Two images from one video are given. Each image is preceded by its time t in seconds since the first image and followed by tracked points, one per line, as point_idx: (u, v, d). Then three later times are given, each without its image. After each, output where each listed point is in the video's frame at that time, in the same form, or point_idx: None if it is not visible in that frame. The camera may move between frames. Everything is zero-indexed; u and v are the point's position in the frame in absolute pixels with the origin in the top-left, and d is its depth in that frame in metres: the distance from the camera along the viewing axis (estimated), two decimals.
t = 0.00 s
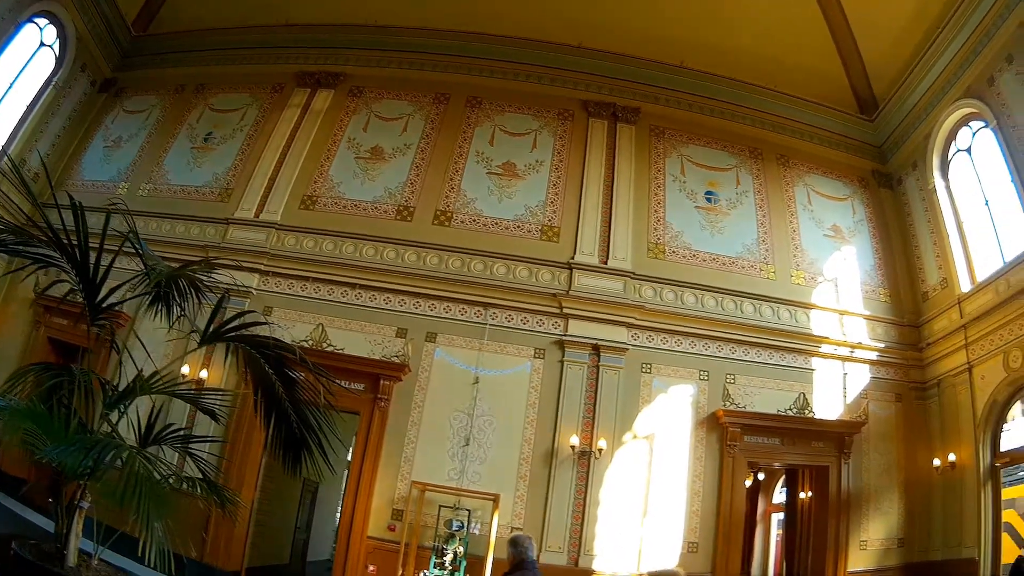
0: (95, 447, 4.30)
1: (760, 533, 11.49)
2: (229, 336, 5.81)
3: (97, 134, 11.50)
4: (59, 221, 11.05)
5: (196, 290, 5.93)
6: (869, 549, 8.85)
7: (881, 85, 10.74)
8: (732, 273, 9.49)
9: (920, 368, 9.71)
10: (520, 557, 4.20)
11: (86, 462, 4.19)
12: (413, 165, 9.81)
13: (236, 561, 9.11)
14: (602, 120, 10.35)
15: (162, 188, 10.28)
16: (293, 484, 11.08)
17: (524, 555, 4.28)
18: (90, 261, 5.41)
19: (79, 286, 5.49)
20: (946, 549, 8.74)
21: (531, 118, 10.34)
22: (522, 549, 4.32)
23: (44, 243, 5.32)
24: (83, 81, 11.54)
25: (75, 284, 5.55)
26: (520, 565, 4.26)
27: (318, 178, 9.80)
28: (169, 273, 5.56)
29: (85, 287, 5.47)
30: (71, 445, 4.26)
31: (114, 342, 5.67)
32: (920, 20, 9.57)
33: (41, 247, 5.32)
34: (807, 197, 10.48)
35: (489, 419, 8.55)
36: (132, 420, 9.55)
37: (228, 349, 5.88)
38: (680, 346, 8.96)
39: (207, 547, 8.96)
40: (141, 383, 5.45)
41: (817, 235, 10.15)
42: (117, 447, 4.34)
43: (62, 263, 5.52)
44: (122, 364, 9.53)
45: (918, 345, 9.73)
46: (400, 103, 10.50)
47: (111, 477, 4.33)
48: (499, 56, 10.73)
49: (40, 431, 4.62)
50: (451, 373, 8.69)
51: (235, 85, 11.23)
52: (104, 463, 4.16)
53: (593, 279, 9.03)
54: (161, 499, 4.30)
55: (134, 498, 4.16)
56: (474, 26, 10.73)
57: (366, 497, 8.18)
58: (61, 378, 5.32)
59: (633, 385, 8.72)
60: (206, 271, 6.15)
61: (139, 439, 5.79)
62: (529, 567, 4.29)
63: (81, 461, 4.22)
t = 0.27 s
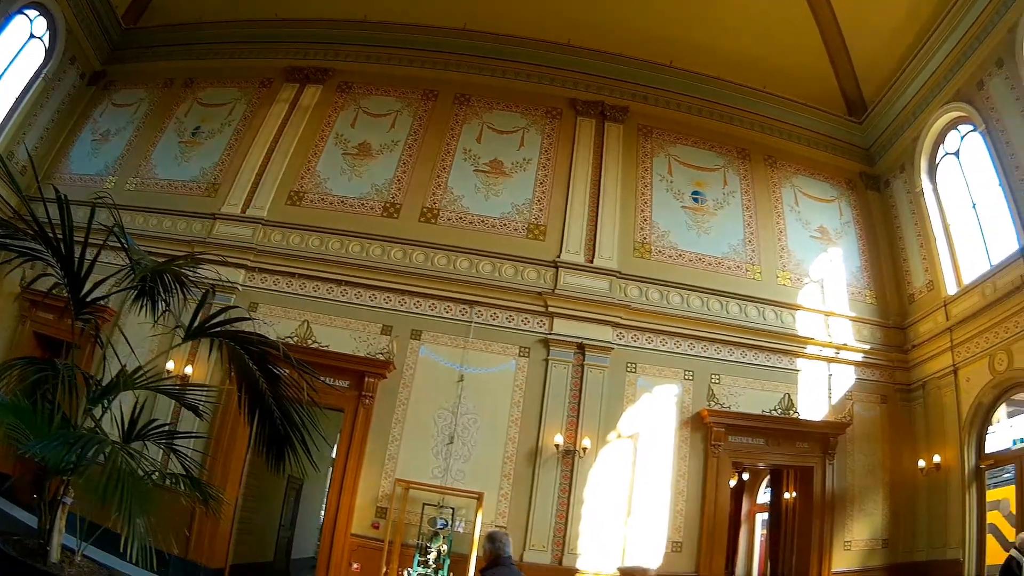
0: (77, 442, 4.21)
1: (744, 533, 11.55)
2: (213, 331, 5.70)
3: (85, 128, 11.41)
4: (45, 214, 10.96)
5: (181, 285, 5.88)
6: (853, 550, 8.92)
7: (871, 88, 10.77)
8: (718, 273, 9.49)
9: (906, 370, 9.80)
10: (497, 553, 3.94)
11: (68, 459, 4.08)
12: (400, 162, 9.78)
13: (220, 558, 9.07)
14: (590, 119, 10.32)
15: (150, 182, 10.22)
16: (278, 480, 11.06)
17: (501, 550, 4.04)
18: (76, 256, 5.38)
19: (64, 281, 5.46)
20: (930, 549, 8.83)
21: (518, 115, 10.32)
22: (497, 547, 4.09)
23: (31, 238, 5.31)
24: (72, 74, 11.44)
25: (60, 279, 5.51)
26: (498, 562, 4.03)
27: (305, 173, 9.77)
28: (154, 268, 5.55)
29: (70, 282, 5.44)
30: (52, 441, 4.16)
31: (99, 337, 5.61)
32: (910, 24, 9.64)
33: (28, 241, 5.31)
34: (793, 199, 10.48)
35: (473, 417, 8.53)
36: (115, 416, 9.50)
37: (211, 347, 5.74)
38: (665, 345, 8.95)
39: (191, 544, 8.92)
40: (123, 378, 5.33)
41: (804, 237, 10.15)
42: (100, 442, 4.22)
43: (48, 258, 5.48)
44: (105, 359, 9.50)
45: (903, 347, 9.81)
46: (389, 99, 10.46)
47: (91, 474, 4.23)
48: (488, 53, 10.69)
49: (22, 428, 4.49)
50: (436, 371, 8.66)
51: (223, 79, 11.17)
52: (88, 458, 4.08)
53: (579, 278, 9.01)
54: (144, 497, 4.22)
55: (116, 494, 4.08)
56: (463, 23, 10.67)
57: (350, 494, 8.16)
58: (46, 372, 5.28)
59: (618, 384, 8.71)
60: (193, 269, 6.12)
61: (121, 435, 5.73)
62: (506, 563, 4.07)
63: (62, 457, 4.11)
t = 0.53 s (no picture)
0: (61, 436, 4.07)
1: (729, 530, 11.60)
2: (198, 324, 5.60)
3: (73, 121, 11.31)
4: (30, 207, 10.85)
5: (167, 280, 5.72)
6: (838, 548, 8.97)
7: (859, 87, 10.84)
8: (705, 270, 9.49)
9: (891, 368, 9.86)
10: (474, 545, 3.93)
11: (50, 454, 3.95)
12: (387, 157, 9.75)
13: (206, 553, 9.04)
14: (578, 116, 10.30)
15: (136, 175, 10.16)
16: (264, 476, 11.04)
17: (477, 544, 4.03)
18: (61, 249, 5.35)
19: (48, 275, 5.41)
20: (915, 548, 8.90)
21: (505, 111, 10.29)
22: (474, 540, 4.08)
23: (16, 231, 5.27)
24: (61, 65, 11.36)
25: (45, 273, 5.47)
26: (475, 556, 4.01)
27: (292, 168, 9.72)
28: (140, 261, 5.50)
29: (55, 276, 5.39)
30: (36, 434, 4.04)
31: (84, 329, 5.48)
32: (899, 25, 9.70)
33: (13, 234, 5.27)
34: (780, 198, 10.48)
35: (458, 413, 8.52)
36: (100, 409, 9.49)
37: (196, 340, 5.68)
38: (651, 342, 8.96)
39: (175, 540, 8.89)
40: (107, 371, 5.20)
41: (790, 236, 10.16)
42: (84, 437, 4.11)
43: (33, 251, 5.44)
44: (90, 352, 9.52)
45: (890, 346, 9.88)
46: (376, 93, 10.42)
47: (74, 467, 4.10)
48: (478, 49, 10.66)
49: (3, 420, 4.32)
50: (421, 366, 8.64)
51: (212, 72, 11.12)
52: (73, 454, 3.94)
53: (565, 274, 9.01)
54: (128, 493, 4.14)
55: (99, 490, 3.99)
56: (453, 19, 10.67)
57: (335, 489, 8.13)
58: (30, 365, 5.15)
59: (603, 380, 8.72)
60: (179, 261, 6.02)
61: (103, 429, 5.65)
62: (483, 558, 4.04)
63: (44, 452, 3.98)
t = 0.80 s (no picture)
0: (44, 430, 4.02)
1: (715, 528, 11.66)
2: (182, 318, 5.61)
3: (61, 114, 11.25)
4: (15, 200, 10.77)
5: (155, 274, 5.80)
6: (823, 545, 9.02)
7: (848, 88, 10.84)
8: (691, 267, 9.50)
9: (877, 367, 9.95)
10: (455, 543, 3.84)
11: (33, 448, 3.90)
12: (374, 152, 9.72)
13: (191, 548, 9.00)
14: (565, 113, 10.29)
15: (124, 169, 10.11)
16: (250, 471, 11.03)
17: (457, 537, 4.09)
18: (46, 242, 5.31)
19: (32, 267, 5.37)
20: (900, 545, 8.95)
21: (492, 107, 10.27)
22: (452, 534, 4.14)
23: None
24: (49, 58, 11.29)
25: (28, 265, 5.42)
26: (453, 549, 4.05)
27: (278, 162, 9.68)
28: (125, 254, 5.48)
29: (39, 269, 5.36)
30: (19, 428, 3.96)
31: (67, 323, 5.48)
32: (888, 26, 9.73)
33: None
34: (767, 196, 10.51)
35: (444, 408, 8.50)
36: (85, 404, 9.46)
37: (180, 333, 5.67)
38: (637, 339, 8.98)
39: (160, 535, 8.84)
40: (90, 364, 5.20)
41: (777, 234, 10.19)
42: (67, 431, 4.06)
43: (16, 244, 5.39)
44: (74, 346, 9.49)
45: (875, 344, 9.94)
46: (364, 88, 10.39)
47: (55, 461, 4.05)
48: (467, 44, 10.62)
49: None
50: (406, 362, 8.62)
51: (200, 66, 11.07)
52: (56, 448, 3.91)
53: (551, 271, 9.00)
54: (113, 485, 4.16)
55: (83, 484, 3.98)
56: (442, 14, 10.61)
57: (320, 484, 8.09)
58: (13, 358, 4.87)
59: (588, 376, 8.73)
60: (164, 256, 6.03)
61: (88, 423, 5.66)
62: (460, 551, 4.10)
63: (27, 447, 3.93)
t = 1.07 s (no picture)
0: (28, 423, 3.91)
1: (700, 528, 11.71)
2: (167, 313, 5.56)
3: (50, 107, 11.19)
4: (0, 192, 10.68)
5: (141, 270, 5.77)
6: (808, 546, 9.08)
7: (838, 90, 10.92)
8: (677, 267, 9.52)
9: (863, 369, 10.04)
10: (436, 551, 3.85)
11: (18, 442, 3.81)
12: (362, 149, 9.69)
13: (177, 545, 8.96)
14: (553, 111, 10.28)
15: (111, 162, 10.04)
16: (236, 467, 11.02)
17: (435, 534, 4.13)
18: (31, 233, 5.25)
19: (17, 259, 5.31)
20: (885, 548, 9.07)
21: (481, 105, 10.26)
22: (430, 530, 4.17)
23: None
24: (38, 51, 11.22)
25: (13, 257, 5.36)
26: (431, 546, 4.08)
27: (266, 158, 9.64)
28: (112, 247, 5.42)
29: (24, 260, 5.30)
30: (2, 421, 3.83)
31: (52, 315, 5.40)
32: (880, 28, 9.80)
33: None
34: (755, 196, 10.59)
35: (429, 406, 8.48)
36: (70, 399, 9.42)
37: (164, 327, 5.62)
38: (622, 339, 8.98)
39: (145, 532, 8.80)
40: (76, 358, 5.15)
41: (765, 235, 10.25)
42: (52, 424, 3.98)
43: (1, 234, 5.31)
44: (59, 341, 9.44)
45: (862, 346, 10.05)
46: (353, 84, 10.36)
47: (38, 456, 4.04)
48: (457, 42, 10.58)
49: None
50: (392, 359, 8.60)
51: (190, 60, 11.02)
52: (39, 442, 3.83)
53: (538, 269, 8.99)
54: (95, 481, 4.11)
55: (66, 479, 3.94)
56: (432, 11, 10.54)
57: (305, 482, 8.06)
58: None
59: (573, 375, 8.72)
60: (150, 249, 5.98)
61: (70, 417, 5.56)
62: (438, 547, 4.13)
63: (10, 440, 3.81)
